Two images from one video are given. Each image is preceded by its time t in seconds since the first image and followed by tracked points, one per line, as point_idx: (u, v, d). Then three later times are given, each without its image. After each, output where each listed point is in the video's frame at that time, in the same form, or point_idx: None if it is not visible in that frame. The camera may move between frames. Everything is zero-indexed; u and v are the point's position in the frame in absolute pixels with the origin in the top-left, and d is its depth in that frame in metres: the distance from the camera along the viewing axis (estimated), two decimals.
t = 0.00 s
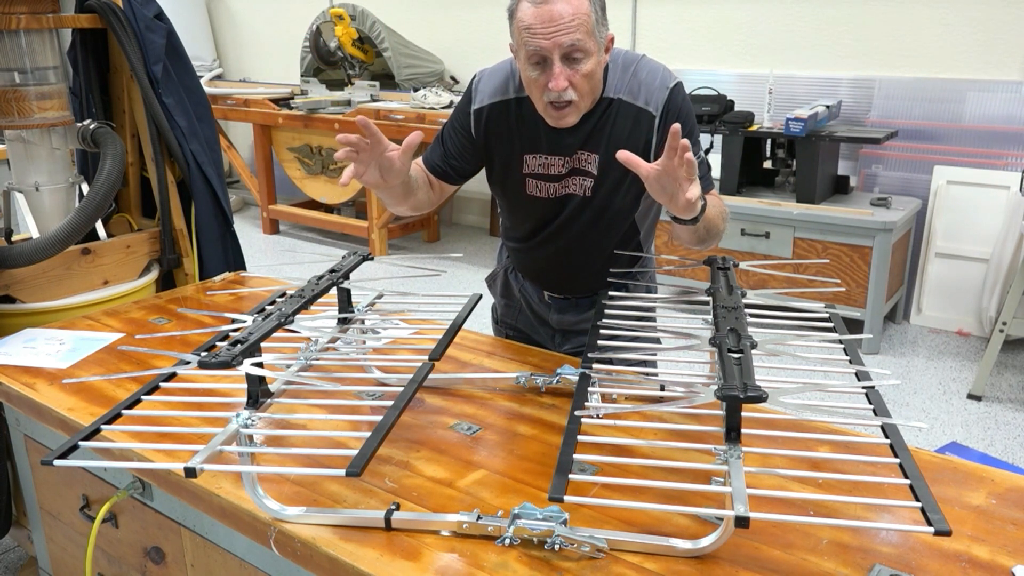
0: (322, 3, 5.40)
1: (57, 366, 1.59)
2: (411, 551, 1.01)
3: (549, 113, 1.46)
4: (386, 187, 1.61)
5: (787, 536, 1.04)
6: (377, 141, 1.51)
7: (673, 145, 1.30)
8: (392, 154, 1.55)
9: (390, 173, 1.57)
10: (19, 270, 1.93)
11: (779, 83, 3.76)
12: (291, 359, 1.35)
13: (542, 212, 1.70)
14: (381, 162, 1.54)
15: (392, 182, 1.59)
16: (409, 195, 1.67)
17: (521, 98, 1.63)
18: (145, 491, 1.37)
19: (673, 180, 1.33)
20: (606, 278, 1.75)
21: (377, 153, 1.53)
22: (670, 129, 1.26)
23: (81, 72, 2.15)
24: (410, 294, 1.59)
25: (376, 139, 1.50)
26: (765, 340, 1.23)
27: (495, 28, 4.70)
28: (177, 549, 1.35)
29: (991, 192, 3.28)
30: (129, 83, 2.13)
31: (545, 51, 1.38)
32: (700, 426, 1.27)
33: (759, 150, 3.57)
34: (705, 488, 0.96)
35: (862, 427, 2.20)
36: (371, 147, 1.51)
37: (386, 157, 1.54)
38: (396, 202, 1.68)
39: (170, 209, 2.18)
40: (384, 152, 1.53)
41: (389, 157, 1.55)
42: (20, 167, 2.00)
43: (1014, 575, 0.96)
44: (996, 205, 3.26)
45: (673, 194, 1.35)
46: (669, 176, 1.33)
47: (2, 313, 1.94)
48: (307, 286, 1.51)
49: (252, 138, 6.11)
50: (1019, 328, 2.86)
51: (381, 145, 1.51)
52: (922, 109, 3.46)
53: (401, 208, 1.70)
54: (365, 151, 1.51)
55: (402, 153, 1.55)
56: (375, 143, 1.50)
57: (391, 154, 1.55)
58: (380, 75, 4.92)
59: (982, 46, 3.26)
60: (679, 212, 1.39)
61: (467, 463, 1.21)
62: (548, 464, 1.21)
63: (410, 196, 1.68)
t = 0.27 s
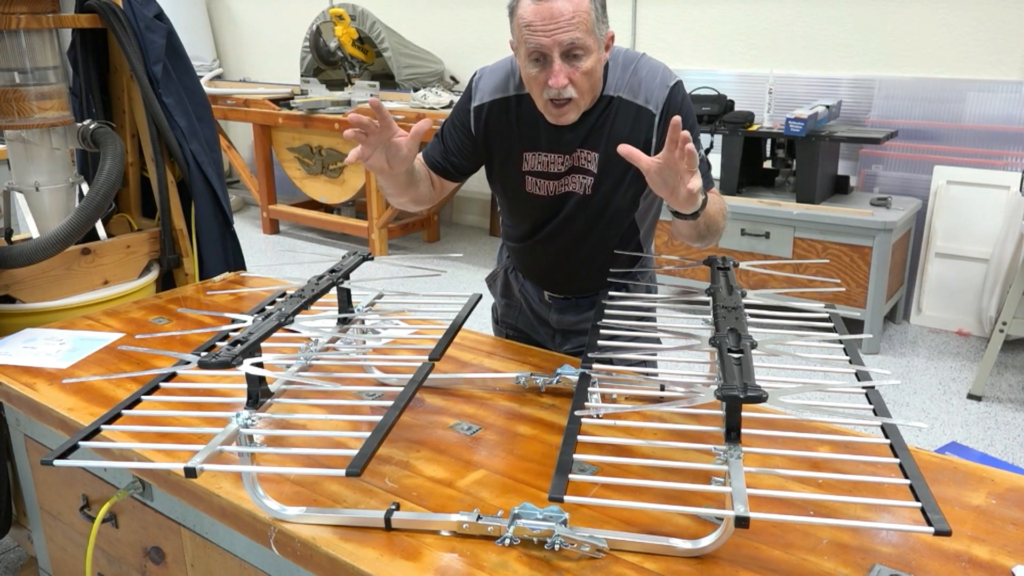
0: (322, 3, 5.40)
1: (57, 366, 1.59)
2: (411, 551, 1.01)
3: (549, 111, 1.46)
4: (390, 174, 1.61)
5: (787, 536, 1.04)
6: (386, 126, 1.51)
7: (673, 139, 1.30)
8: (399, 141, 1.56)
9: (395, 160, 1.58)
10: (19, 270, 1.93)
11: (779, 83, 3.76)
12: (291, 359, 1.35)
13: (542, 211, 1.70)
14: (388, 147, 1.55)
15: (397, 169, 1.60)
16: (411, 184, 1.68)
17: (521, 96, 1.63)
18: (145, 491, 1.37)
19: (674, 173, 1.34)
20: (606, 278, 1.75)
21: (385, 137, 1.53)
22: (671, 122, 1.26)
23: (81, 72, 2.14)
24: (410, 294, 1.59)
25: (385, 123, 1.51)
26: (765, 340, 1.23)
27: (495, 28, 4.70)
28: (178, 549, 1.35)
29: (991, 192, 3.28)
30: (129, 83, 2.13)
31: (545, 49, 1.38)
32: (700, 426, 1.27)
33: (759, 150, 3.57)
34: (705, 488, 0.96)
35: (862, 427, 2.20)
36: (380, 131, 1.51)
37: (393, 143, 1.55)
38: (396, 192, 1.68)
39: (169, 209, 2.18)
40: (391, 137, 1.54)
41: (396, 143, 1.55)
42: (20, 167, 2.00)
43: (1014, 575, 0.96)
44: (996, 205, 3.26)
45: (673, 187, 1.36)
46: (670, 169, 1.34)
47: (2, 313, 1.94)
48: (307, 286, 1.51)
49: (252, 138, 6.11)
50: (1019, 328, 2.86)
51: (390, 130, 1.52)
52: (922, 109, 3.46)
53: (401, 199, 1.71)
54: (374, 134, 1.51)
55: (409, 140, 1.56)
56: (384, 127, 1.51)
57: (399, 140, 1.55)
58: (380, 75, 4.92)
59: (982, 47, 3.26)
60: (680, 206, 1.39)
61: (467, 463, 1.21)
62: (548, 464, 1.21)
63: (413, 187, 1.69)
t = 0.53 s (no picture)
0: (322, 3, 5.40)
1: (57, 366, 1.59)
2: (411, 551, 1.01)
3: (548, 110, 1.46)
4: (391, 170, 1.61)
5: (787, 536, 1.04)
6: (390, 123, 1.50)
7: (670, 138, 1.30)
8: (402, 138, 1.55)
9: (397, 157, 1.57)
10: (19, 270, 1.93)
11: (779, 83, 3.76)
12: (291, 359, 1.35)
13: (541, 210, 1.70)
14: (391, 144, 1.54)
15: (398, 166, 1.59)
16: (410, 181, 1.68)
17: (520, 95, 1.63)
18: (145, 491, 1.37)
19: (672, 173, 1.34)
20: (606, 278, 1.75)
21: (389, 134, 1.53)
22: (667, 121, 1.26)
23: (81, 72, 2.14)
24: (410, 294, 1.59)
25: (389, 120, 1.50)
26: (765, 340, 1.23)
27: (495, 28, 4.70)
28: (178, 549, 1.35)
29: (991, 192, 3.28)
30: (129, 83, 2.13)
31: (544, 48, 1.38)
32: (700, 426, 1.27)
33: (759, 150, 3.57)
34: (705, 488, 0.95)
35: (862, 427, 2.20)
36: (384, 126, 1.51)
37: (395, 140, 1.54)
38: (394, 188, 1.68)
39: (169, 209, 2.18)
40: (395, 134, 1.53)
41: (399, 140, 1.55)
42: (20, 167, 2.00)
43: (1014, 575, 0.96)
44: (996, 205, 3.26)
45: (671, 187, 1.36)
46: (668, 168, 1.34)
47: (2, 313, 1.94)
48: (307, 286, 1.51)
49: (252, 138, 6.11)
50: (1019, 328, 2.86)
51: (393, 127, 1.51)
52: (922, 109, 3.46)
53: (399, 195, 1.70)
54: (377, 130, 1.51)
55: (412, 138, 1.55)
56: (388, 124, 1.50)
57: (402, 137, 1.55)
58: (380, 75, 4.92)
59: (982, 47, 3.26)
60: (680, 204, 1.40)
61: (467, 463, 1.21)
62: (548, 464, 1.21)
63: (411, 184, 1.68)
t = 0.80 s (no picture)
0: (322, 3, 5.40)
1: (57, 366, 1.59)
2: (411, 551, 1.01)
3: (547, 108, 1.46)
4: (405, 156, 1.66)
5: (787, 536, 1.04)
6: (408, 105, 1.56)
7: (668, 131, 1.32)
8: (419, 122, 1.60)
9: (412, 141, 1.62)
10: (18, 270, 1.93)
11: (779, 83, 3.76)
12: (291, 359, 1.35)
13: (542, 210, 1.70)
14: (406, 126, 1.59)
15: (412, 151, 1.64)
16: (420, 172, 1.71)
17: (520, 94, 1.63)
18: (145, 491, 1.37)
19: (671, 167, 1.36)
20: (605, 278, 1.75)
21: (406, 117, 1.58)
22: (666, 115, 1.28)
23: (81, 72, 2.15)
24: (410, 294, 1.59)
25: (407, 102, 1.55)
26: (765, 340, 1.23)
27: (494, 28, 4.70)
28: (178, 549, 1.35)
29: (991, 191, 3.28)
30: (129, 83, 2.13)
31: (542, 46, 1.38)
32: (700, 426, 1.27)
33: (759, 150, 3.57)
34: (705, 488, 0.95)
35: (862, 427, 2.20)
36: (401, 108, 1.56)
37: (412, 122, 1.59)
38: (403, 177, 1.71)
39: (170, 209, 2.18)
40: (411, 117, 1.58)
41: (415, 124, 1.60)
42: (20, 167, 2.00)
43: (1014, 575, 0.96)
44: (996, 205, 3.26)
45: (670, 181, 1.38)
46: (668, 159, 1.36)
47: (2, 313, 1.94)
48: (307, 286, 1.51)
49: (252, 138, 6.11)
50: (1019, 328, 2.87)
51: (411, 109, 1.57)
52: (922, 109, 3.46)
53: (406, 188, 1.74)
54: (394, 112, 1.56)
55: (427, 124, 1.60)
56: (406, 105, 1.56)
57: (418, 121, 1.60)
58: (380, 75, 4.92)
59: (982, 46, 3.26)
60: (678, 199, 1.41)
61: (467, 463, 1.21)
62: (548, 464, 1.21)
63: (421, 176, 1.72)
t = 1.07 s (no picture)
0: (322, 3, 5.40)
1: (57, 366, 1.59)
2: (411, 551, 1.01)
3: (549, 103, 1.46)
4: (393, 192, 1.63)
5: (787, 536, 1.04)
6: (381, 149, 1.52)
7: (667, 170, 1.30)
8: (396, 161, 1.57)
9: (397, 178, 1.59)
10: (18, 270, 1.93)
11: (779, 83, 3.76)
12: (291, 359, 1.35)
13: (543, 209, 1.69)
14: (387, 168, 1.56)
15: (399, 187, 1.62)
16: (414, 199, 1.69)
17: (522, 94, 1.63)
18: (145, 491, 1.37)
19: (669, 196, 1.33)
20: (606, 277, 1.75)
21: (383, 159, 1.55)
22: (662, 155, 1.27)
23: (81, 72, 2.15)
24: (410, 294, 1.59)
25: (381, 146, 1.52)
26: (765, 340, 1.23)
27: (494, 29, 4.70)
28: (178, 549, 1.35)
29: (991, 191, 3.28)
30: (129, 83, 2.13)
31: (544, 41, 1.38)
32: (700, 426, 1.27)
33: (759, 150, 3.57)
34: (705, 488, 0.95)
35: (862, 427, 2.20)
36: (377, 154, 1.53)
37: (389, 164, 1.56)
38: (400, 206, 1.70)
39: (169, 209, 2.18)
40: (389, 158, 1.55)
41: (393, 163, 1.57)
42: (20, 167, 2.00)
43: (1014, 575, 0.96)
44: (996, 205, 3.26)
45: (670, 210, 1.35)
46: (667, 190, 1.33)
47: (2, 313, 1.94)
48: (307, 286, 1.51)
49: (252, 138, 6.11)
50: (1019, 328, 2.86)
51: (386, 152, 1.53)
52: (922, 109, 3.46)
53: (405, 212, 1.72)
54: (368, 159, 1.52)
55: (405, 158, 1.57)
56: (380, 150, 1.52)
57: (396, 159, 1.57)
58: (380, 75, 4.93)
59: (982, 46, 3.26)
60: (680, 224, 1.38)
61: (467, 463, 1.22)
62: (548, 464, 1.21)
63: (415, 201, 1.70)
